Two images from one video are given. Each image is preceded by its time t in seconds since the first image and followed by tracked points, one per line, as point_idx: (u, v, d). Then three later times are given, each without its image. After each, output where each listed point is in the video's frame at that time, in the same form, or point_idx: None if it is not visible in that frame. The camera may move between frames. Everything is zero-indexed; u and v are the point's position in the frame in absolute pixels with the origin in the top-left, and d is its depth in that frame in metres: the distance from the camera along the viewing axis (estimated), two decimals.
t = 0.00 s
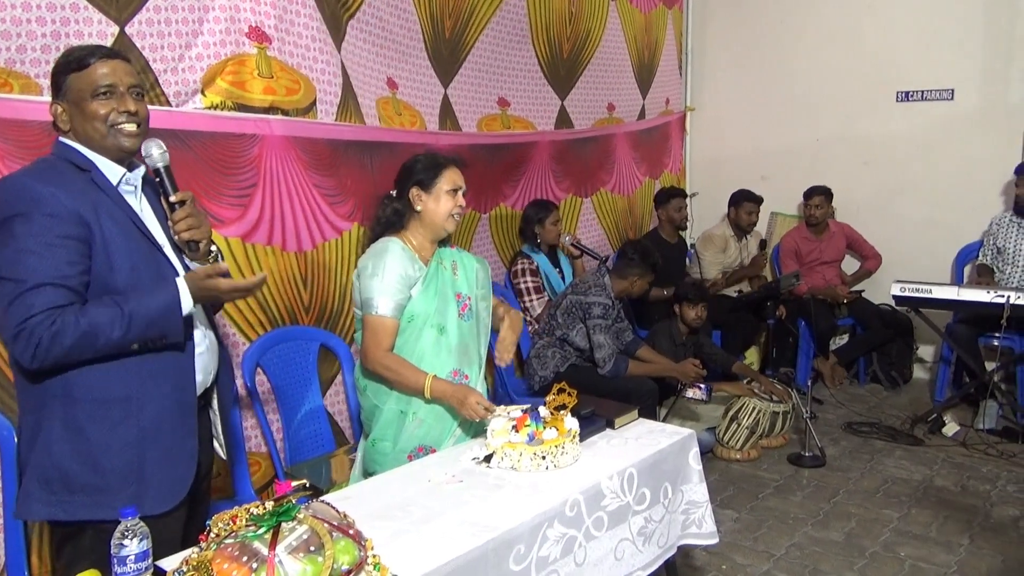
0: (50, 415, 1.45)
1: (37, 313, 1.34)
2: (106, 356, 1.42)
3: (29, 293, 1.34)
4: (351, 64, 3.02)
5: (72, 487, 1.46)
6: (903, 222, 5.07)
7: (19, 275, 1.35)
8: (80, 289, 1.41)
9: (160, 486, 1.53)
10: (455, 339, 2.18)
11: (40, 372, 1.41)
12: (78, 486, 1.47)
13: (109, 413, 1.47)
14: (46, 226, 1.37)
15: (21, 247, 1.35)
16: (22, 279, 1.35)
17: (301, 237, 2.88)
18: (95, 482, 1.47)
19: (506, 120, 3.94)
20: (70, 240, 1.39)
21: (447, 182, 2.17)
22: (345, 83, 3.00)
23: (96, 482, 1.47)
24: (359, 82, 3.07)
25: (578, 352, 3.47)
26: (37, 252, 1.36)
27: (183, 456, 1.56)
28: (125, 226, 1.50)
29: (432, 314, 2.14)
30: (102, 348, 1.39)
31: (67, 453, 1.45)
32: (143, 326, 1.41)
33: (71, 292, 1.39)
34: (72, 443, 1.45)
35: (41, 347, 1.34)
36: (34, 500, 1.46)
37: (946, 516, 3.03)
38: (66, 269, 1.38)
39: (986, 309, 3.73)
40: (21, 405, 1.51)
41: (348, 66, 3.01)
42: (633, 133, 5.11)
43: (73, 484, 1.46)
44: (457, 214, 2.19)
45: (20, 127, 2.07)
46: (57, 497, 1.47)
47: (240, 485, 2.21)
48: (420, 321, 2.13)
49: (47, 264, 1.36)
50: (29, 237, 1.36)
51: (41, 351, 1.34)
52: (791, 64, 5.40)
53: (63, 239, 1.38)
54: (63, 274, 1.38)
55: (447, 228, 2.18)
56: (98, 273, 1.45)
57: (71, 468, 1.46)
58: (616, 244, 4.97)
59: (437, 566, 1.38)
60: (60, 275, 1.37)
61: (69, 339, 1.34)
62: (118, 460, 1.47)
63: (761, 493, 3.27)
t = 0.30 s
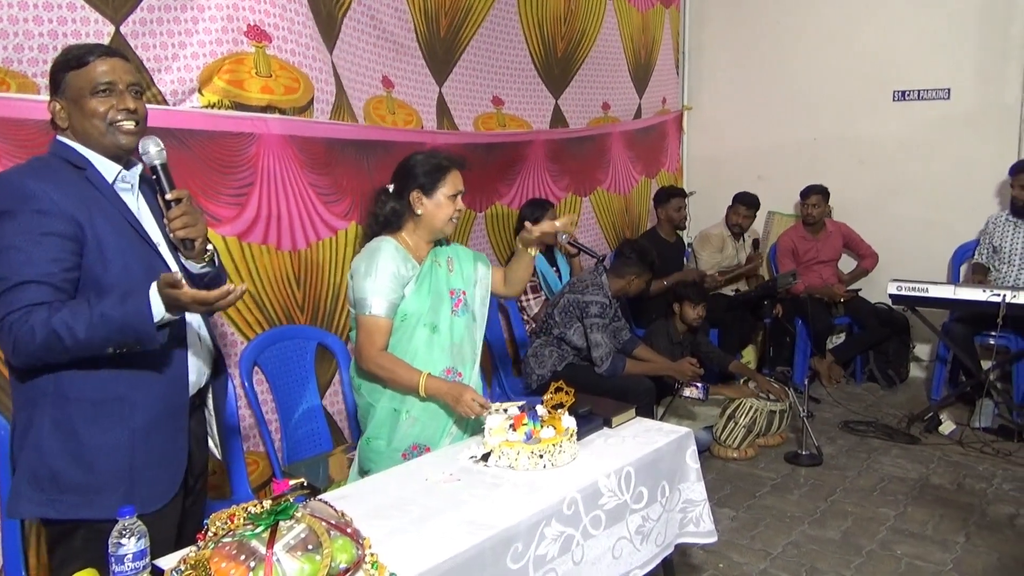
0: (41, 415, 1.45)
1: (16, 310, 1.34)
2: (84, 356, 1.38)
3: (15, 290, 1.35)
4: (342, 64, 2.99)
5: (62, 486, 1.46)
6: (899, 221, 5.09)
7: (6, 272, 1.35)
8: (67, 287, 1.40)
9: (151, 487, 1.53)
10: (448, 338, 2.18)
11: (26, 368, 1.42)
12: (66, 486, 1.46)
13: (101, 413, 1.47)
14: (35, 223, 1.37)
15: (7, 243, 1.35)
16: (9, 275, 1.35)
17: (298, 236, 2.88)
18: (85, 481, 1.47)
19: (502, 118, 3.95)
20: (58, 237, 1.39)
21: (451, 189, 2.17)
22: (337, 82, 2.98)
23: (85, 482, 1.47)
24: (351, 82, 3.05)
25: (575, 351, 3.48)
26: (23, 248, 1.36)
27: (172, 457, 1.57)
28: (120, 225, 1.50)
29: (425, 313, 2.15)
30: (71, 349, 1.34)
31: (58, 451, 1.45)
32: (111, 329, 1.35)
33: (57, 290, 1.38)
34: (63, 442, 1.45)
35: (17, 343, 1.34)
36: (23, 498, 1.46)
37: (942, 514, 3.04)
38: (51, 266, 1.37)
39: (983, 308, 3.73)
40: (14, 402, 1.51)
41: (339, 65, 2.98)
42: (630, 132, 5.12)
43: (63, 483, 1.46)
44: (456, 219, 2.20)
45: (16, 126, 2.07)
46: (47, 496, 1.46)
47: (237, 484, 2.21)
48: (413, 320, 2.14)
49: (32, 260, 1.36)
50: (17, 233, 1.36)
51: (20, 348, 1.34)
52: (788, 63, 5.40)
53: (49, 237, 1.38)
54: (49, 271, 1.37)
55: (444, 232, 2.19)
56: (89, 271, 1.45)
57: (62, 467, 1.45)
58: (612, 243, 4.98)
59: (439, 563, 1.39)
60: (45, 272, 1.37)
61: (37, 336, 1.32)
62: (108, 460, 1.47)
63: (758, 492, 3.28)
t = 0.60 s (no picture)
0: (27, 417, 1.46)
1: (17, 313, 1.34)
2: (82, 364, 1.43)
3: (8, 292, 1.35)
4: (330, 67, 2.97)
5: (45, 488, 1.46)
6: (893, 220, 5.10)
7: None
8: (60, 289, 1.41)
9: (140, 489, 1.53)
10: (447, 339, 2.18)
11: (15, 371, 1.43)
12: (51, 488, 1.46)
13: (85, 416, 1.47)
14: (27, 225, 1.37)
15: (2, 244, 1.36)
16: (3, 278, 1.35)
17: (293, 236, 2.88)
18: (70, 484, 1.47)
19: (495, 119, 3.94)
20: (50, 240, 1.39)
21: (438, 183, 2.17)
22: (327, 82, 2.96)
23: (70, 485, 1.47)
24: (341, 83, 3.03)
25: (571, 352, 3.48)
26: (16, 251, 1.36)
27: (163, 459, 1.56)
28: (109, 226, 1.50)
29: (424, 314, 2.15)
30: (80, 357, 1.40)
31: (41, 453, 1.45)
32: (128, 340, 1.43)
33: (51, 292, 1.39)
34: (47, 445, 1.45)
35: (21, 346, 1.34)
36: (8, 500, 1.47)
37: (937, 513, 3.05)
38: (46, 268, 1.38)
39: (977, 307, 3.75)
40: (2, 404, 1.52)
41: (328, 68, 2.96)
42: (625, 132, 5.13)
43: (48, 485, 1.46)
44: (449, 214, 2.21)
45: (11, 126, 2.06)
46: (31, 498, 1.47)
47: (233, 486, 2.20)
48: (412, 321, 2.14)
49: (27, 263, 1.36)
50: (9, 236, 1.36)
51: (23, 351, 1.34)
52: (782, 63, 5.42)
53: (43, 239, 1.38)
54: (44, 274, 1.37)
55: (439, 228, 2.20)
56: (77, 274, 1.45)
57: (45, 469, 1.46)
58: (608, 243, 4.98)
59: (433, 563, 1.39)
60: (41, 274, 1.37)
61: (52, 342, 1.35)
62: (93, 462, 1.47)
63: (753, 491, 3.28)
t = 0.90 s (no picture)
0: (24, 419, 1.45)
1: (15, 313, 1.33)
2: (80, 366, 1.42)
3: (7, 292, 1.34)
4: (329, 64, 2.98)
5: (43, 489, 1.46)
6: (891, 220, 5.10)
7: None
8: (58, 289, 1.40)
9: (138, 490, 1.52)
10: (449, 339, 2.18)
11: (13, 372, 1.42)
12: (49, 489, 1.46)
13: (83, 417, 1.46)
14: (24, 225, 1.37)
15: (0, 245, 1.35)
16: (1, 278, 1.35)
17: (292, 235, 2.88)
18: (67, 485, 1.47)
19: (492, 118, 3.93)
20: (48, 240, 1.38)
21: (437, 180, 2.18)
22: (322, 80, 2.95)
23: (67, 486, 1.47)
24: (336, 79, 3.02)
25: (569, 351, 3.48)
26: (15, 251, 1.35)
27: (161, 460, 1.56)
28: (104, 226, 1.49)
29: (426, 314, 2.14)
30: (78, 359, 1.39)
31: (39, 455, 1.45)
32: (128, 342, 1.43)
33: (49, 291, 1.38)
34: (44, 446, 1.45)
35: (19, 347, 1.33)
36: (7, 502, 1.47)
37: (935, 512, 3.06)
38: (44, 269, 1.38)
39: (975, 306, 3.75)
40: None
41: (328, 63, 2.97)
42: (623, 132, 5.13)
43: (46, 487, 1.46)
44: (449, 212, 2.21)
45: (7, 126, 2.05)
46: (30, 499, 1.46)
47: (231, 486, 2.19)
48: (414, 321, 2.13)
49: (26, 264, 1.36)
50: (7, 236, 1.36)
51: (22, 352, 1.33)
52: (781, 63, 5.42)
53: (41, 239, 1.37)
54: (43, 273, 1.37)
55: (439, 226, 2.20)
56: (75, 274, 1.45)
57: (43, 470, 1.46)
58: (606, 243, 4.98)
59: (432, 562, 1.39)
60: (40, 275, 1.37)
61: (50, 343, 1.35)
62: (91, 463, 1.47)
63: (752, 491, 3.28)
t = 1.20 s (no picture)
0: (26, 420, 1.45)
1: (17, 314, 1.33)
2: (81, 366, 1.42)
3: (7, 293, 1.34)
4: (326, 66, 2.96)
5: (48, 490, 1.45)
6: (893, 220, 5.10)
7: None
8: (59, 290, 1.40)
9: (141, 491, 1.53)
10: (451, 339, 2.18)
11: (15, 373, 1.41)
12: (52, 490, 1.46)
13: (86, 417, 1.46)
14: (25, 226, 1.37)
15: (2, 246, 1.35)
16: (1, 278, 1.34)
17: (294, 236, 2.88)
18: (70, 486, 1.46)
19: (492, 118, 3.92)
20: (49, 241, 1.38)
21: (439, 179, 2.17)
22: (321, 80, 2.94)
23: (71, 487, 1.46)
24: (334, 79, 3.01)
25: (571, 351, 3.48)
26: (16, 252, 1.35)
27: (164, 460, 1.56)
28: (104, 226, 1.49)
29: (429, 314, 2.14)
30: (80, 359, 1.39)
31: (41, 455, 1.44)
32: (129, 342, 1.43)
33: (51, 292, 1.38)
34: (47, 447, 1.44)
35: (21, 348, 1.33)
36: (9, 504, 1.45)
37: (937, 512, 3.05)
38: (45, 270, 1.37)
39: (976, 306, 3.74)
40: None
41: (325, 64, 2.96)
42: (624, 132, 5.12)
43: (49, 488, 1.45)
44: (451, 212, 2.20)
45: (8, 126, 2.05)
46: (33, 501, 1.46)
47: (233, 487, 2.19)
48: (417, 322, 2.13)
49: (26, 264, 1.36)
50: (8, 237, 1.35)
51: (24, 352, 1.33)
52: (781, 63, 5.42)
53: (42, 240, 1.37)
54: (44, 274, 1.37)
55: (441, 225, 2.19)
56: (76, 274, 1.45)
57: (46, 471, 1.45)
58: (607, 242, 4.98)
59: (436, 563, 1.38)
60: (41, 276, 1.37)
61: (53, 343, 1.35)
62: (94, 464, 1.46)
63: (754, 491, 3.28)
